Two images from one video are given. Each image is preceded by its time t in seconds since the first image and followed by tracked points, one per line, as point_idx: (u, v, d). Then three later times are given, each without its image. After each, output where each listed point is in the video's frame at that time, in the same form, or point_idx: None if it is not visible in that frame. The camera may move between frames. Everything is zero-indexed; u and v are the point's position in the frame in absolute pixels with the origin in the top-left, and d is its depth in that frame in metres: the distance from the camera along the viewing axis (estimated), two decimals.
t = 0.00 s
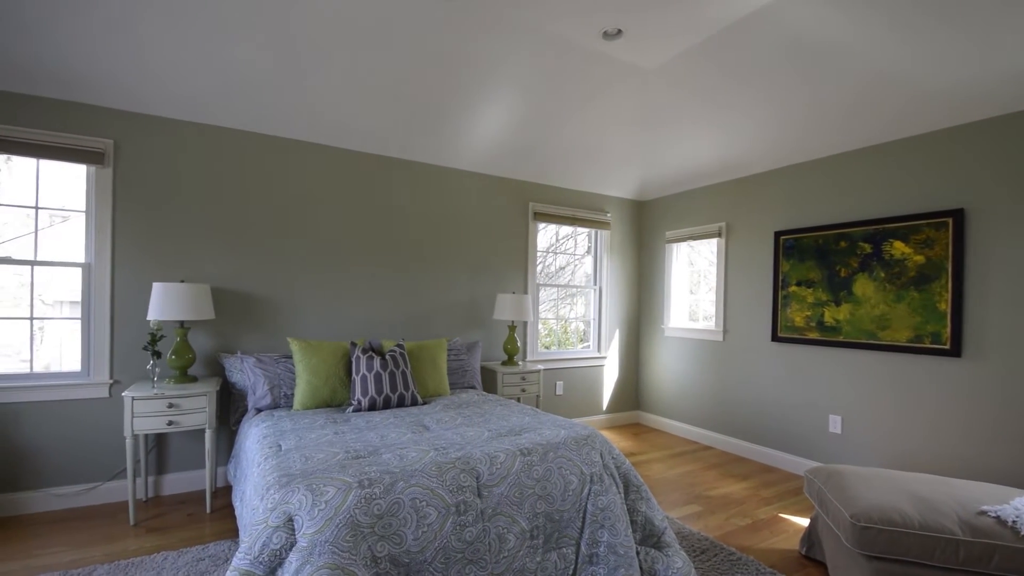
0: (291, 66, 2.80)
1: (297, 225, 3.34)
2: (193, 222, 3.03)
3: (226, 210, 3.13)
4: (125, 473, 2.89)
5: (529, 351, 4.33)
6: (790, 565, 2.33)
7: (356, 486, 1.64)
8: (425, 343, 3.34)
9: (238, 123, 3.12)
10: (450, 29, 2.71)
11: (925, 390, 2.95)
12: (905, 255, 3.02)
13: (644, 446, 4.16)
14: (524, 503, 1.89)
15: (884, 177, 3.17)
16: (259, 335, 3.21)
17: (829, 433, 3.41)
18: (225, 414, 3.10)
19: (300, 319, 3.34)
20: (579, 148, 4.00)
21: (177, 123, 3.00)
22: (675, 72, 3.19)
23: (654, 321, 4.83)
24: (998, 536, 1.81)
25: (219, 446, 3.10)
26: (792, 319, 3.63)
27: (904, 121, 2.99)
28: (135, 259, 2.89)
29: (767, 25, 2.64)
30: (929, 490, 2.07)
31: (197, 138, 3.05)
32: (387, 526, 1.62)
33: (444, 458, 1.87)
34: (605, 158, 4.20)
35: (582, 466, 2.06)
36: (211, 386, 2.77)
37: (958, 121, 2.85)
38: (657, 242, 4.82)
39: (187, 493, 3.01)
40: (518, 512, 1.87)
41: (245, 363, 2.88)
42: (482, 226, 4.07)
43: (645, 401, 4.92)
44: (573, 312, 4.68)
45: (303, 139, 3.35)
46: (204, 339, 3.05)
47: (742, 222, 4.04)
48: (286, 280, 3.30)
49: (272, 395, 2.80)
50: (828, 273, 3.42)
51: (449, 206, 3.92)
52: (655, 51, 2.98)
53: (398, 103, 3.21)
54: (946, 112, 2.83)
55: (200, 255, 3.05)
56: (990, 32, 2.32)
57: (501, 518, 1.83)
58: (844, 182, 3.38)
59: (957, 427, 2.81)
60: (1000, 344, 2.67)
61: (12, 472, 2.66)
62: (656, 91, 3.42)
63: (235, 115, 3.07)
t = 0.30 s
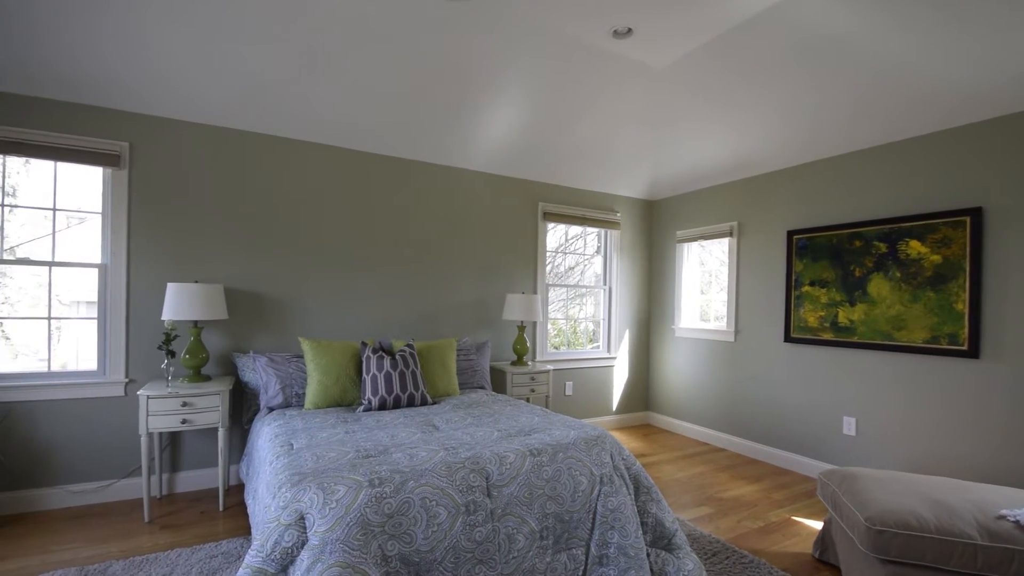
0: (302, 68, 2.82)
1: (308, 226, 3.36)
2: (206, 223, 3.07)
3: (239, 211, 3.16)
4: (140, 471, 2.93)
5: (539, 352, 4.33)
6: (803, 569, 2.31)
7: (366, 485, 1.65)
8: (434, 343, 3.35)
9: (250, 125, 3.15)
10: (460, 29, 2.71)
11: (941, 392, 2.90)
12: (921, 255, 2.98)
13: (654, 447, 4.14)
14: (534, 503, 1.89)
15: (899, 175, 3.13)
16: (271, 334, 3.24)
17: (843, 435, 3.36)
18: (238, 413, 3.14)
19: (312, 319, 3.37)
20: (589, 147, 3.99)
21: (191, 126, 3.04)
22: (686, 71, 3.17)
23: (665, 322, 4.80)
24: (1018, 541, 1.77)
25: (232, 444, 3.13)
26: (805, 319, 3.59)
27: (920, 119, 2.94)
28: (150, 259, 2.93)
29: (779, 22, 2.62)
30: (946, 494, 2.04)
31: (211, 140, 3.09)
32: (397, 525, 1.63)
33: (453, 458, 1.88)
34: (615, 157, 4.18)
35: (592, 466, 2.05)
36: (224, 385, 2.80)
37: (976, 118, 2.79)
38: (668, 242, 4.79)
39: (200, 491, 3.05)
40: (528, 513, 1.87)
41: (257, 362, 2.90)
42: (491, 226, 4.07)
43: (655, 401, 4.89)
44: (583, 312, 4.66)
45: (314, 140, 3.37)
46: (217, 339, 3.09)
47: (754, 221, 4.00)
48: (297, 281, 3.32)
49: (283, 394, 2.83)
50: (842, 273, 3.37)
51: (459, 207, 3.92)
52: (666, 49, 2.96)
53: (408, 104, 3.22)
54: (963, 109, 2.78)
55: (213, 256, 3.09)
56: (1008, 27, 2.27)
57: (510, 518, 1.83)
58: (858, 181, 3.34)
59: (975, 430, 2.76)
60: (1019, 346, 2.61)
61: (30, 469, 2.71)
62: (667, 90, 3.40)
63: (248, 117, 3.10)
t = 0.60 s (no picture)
0: (314, 69, 2.84)
1: (319, 226, 3.39)
2: (218, 224, 3.10)
3: (251, 212, 3.19)
4: (154, 468, 2.97)
5: (548, 352, 4.32)
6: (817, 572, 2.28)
7: (376, 485, 1.66)
8: (444, 343, 3.35)
9: (262, 126, 3.18)
10: (470, 29, 2.72)
11: (958, 394, 2.86)
12: (937, 254, 2.93)
13: (665, 448, 4.11)
14: (543, 504, 1.89)
15: (914, 174, 3.09)
16: (282, 334, 3.27)
17: (857, 437, 3.32)
18: (250, 412, 3.17)
19: (322, 319, 3.39)
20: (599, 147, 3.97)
21: (204, 128, 3.07)
22: (697, 69, 3.15)
23: (675, 322, 4.77)
24: None
25: (244, 443, 3.16)
26: (818, 320, 3.55)
27: (936, 115, 2.90)
28: (164, 260, 2.97)
29: (792, 18, 2.59)
30: (965, 497, 2.00)
31: (224, 142, 3.12)
32: (406, 524, 1.63)
33: (463, 458, 1.88)
34: (625, 156, 4.16)
35: (602, 467, 2.04)
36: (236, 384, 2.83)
37: (994, 115, 2.74)
38: (678, 241, 4.76)
39: (213, 489, 3.08)
40: (537, 513, 1.87)
41: (269, 362, 2.93)
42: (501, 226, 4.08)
43: (665, 402, 4.86)
44: (592, 312, 4.65)
45: (325, 141, 3.39)
46: (230, 339, 3.12)
47: (766, 220, 3.96)
48: (308, 281, 3.35)
49: (295, 393, 2.85)
50: (856, 272, 3.33)
51: (468, 207, 3.93)
52: (676, 47, 2.94)
53: (418, 104, 3.23)
54: (981, 106, 2.73)
55: (226, 256, 3.12)
56: None
57: (520, 518, 1.83)
58: (872, 179, 3.29)
59: (993, 432, 2.71)
60: None
61: (48, 466, 2.76)
62: (677, 88, 3.37)
63: (260, 118, 3.13)
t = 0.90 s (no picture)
0: (324, 71, 2.87)
1: (330, 227, 3.41)
2: (230, 225, 3.13)
3: (262, 213, 3.22)
4: (167, 466, 3.01)
5: (557, 352, 4.31)
6: None
7: (386, 484, 1.67)
8: (453, 343, 3.36)
9: (274, 128, 3.21)
10: (479, 30, 2.72)
11: (975, 395, 2.81)
12: (953, 253, 2.88)
13: (675, 449, 4.08)
14: (553, 504, 1.88)
15: (929, 172, 3.04)
16: (293, 334, 3.29)
17: (871, 439, 3.27)
18: (261, 411, 3.19)
19: (332, 319, 3.41)
20: (608, 147, 3.96)
21: (216, 131, 3.11)
22: (707, 68, 3.13)
23: (685, 322, 4.73)
24: None
25: (255, 442, 3.19)
26: (831, 320, 3.50)
27: (952, 112, 2.85)
28: (178, 261, 3.01)
29: (804, 16, 2.56)
30: (982, 501, 1.96)
31: (236, 144, 3.15)
32: (416, 523, 1.64)
33: (472, 458, 1.88)
34: (635, 156, 4.14)
35: (612, 468, 2.03)
36: (248, 384, 2.86)
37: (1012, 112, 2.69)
38: (689, 241, 4.72)
39: (225, 486, 3.12)
40: (547, 513, 1.86)
41: (280, 361, 2.96)
42: (510, 226, 4.08)
43: (675, 403, 4.83)
44: (601, 312, 4.63)
45: (335, 142, 3.42)
46: (242, 338, 3.15)
47: (777, 220, 3.92)
48: (318, 281, 3.37)
49: (306, 393, 2.87)
50: (870, 272, 3.28)
51: (477, 207, 3.94)
52: (687, 46, 2.92)
53: (427, 105, 3.24)
54: (998, 102, 2.68)
55: (238, 257, 3.15)
56: None
57: (529, 518, 1.82)
58: (887, 178, 3.25)
59: (1011, 435, 2.66)
60: None
61: (65, 463, 2.81)
62: (688, 87, 3.35)
63: (271, 121, 3.16)
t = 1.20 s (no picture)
0: (335, 73, 2.89)
1: (340, 227, 3.43)
2: (243, 226, 3.17)
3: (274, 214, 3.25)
4: (181, 464, 3.05)
5: (566, 352, 4.30)
6: None
7: (396, 483, 1.67)
8: (462, 343, 3.36)
9: (285, 130, 3.24)
10: (489, 31, 2.73)
11: (993, 398, 2.76)
12: (971, 252, 2.83)
13: (685, 451, 4.05)
14: (562, 505, 1.88)
15: (945, 170, 2.99)
16: (304, 333, 3.32)
17: (886, 442, 3.22)
18: (273, 410, 3.22)
19: (343, 319, 3.44)
20: (618, 146, 3.94)
21: (229, 133, 3.14)
22: (718, 67, 3.10)
23: (696, 322, 4.70)
24: None
25: (267, 441, 3.22)
26: (845, 321, 3.45)
27: (969, 109, 2.80)
28: (191, 261, 3.04)
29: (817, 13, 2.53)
30: (1001, 505, 1.93)
31: (248, 146, 3.19)
32: (426, 523, 1.64)
33: (482, 458, 1.88)
34: (645, 155, 4.12)
35: (622, 469, 2.02)
36: (260, 383, 2.88)
37: None
38: (700, 241, 4.69)
39: (237, 484, 3.15)
40: (557, 514, 1.86)
41: (292, 361, 2.98)
42: (519, 226, 4.08)
43: (686, 404, 4.79)
44: (611, 312, 4.61)
45: (346, 144, 3.44)
46: (254, 338, 3.19)
47: (790, 219, 3.88)
48: (329, 281, 3.40)
49: (317, 392, 2.89)
50: (885, 272, 3.23)
51: (487, 207, 3.94)
52: (698, 44, 2.90)
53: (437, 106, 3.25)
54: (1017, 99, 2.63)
55: (250, 258, 3.19)
56: None
57: (539, 519, 1.82)
58: (902, 176, 3.20)
59: None
60: None
61: (82, 461, 2.85)
62: (699, 86, 3.32)
63: (283, 123, 3.19)
